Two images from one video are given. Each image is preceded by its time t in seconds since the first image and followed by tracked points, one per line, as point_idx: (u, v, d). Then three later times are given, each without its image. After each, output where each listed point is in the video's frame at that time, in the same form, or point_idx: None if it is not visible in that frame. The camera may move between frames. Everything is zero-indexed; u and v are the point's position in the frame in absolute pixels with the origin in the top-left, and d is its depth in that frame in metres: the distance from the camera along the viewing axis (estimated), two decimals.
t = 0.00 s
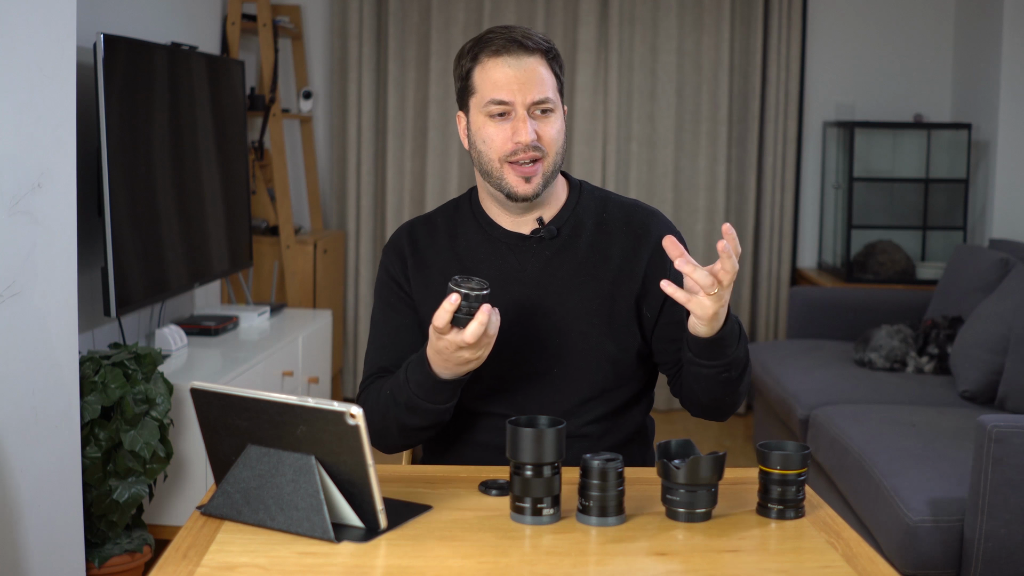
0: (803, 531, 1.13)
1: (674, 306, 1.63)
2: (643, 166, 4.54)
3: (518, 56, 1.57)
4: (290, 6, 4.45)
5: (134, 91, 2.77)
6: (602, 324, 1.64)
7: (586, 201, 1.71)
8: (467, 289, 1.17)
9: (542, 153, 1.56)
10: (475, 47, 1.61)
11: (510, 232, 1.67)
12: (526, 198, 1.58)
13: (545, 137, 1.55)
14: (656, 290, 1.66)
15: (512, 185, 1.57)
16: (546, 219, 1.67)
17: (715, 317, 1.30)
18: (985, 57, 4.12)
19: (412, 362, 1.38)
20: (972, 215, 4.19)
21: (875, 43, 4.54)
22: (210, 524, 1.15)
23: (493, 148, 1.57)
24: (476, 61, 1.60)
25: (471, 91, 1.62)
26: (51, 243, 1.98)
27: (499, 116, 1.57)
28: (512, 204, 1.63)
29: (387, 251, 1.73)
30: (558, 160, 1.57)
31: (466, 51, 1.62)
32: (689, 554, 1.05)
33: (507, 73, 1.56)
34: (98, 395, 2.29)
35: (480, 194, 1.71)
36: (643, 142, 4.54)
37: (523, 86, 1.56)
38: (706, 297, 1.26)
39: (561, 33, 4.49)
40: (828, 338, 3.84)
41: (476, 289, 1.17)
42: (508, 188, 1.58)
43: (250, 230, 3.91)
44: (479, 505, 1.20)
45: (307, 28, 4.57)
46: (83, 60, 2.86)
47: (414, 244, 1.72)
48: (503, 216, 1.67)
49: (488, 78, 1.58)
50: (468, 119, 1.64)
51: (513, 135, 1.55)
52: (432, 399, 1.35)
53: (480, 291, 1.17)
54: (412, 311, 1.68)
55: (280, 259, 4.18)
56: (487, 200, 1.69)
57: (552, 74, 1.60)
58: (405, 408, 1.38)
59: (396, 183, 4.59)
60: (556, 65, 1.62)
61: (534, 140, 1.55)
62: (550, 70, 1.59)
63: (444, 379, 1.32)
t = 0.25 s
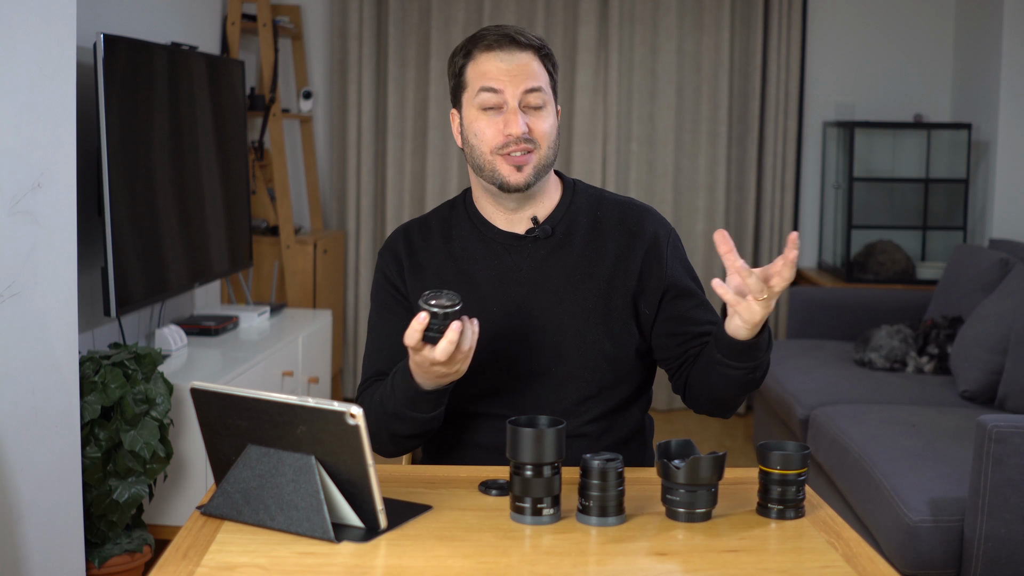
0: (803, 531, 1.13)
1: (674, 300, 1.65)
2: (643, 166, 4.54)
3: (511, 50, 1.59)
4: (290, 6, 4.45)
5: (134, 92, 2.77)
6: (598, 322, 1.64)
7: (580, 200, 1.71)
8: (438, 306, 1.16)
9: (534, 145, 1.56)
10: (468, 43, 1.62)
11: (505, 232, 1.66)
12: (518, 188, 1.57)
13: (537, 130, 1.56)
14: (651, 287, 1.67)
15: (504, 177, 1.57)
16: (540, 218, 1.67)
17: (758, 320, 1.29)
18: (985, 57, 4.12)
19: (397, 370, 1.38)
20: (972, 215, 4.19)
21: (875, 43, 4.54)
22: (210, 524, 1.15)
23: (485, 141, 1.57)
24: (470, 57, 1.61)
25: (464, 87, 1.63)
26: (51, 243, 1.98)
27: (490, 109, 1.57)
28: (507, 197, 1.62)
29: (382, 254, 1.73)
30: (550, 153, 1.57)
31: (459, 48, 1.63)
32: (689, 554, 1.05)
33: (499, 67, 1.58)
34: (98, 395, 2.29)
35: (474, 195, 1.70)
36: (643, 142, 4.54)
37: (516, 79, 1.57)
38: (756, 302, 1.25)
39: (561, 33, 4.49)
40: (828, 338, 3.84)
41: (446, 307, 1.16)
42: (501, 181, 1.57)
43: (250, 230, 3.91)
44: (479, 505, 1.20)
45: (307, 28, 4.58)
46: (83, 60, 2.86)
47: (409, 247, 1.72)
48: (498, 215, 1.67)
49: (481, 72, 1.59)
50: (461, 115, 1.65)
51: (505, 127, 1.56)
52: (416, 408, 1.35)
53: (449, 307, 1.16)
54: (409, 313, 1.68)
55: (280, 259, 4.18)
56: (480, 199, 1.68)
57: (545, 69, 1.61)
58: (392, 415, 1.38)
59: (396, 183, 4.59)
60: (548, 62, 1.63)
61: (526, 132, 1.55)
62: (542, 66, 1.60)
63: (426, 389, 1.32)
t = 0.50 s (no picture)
0: (803, 531, 1.13)
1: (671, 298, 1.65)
2: (643, 166, 4.54)
3: (506, 47, 1.60)
4: (290, 6, 4.45)
5: (134, 92, 2.77)
6: (593, 321, 1.64)
7: (572, 199, 1.72)
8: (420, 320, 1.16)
9: (527, 140, 1.56)
10: (464, 40, 1.64)
11: (498, 232, 1.66)
12: (511, 185, 1.57)
13: (531, 126, 1.56)
14: (645, 284, 1.67)
15: (497, 171, 1.56)
16: (533, 218, 1.67)
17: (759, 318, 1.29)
18: (985, 56, 4.12)
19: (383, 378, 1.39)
20: (972, 215, 4.19)
21: (875, 43, 4.54)
22: (210, 524, 1.15)
23: (478, 137, 1.58)
24: (465, 53, 1.63)
25: (459, 83, 1.64)
26: (51, 243, 1.98)
27: (485, 104, 1.59)
28: (500, 199, 1.62)
29: (376, 259, 1.73)
30: (543, 150, 1.58)
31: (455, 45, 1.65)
32: (689, 554, 1.05)
33: (495, 62, 1.59)
34: (98, 395, 2.29)
35: (467, 196, 1.70)
36: (643, 141, 4.54)
37: (511, 75, 1.58)
38: (758, 297, 1.25)
39: (561, 33, 4.49)
40: (828, 338, 3.84)
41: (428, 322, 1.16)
42: (494, 176, 1.57)
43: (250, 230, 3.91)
44: (479, 505, 1.20)
45: (307, 28, 4.58)
46: (83, 60, 2.86)
47: (403, 251, 1.72)
48: (491, 215, 1.67)
49: (476, 67, 1.60)
50: (455, 111, 1.66)
51: (499, 122, 1.57)
52: (402, 418, 1.36)
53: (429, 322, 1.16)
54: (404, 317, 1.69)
55: (280, 259, 4.18)
56: (473, 199, 1.68)
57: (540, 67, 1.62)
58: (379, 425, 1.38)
59: (396, 183, 4.59)
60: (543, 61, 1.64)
61: (520, 127, 1.56)
62: (536, 63, 1.62)
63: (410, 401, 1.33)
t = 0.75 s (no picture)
0: (803, 531, 1.13)
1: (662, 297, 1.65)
2: (643, 166, 4.55)
3: (500, 48, 1.60)
4: (290, 6, 4.45)
5: (134, 92, 2.77)
6: (589, 320, 1.64)
7: (569, 198, 1.71)
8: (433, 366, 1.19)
9: (521, 144, 1.58)
10: (458, 41, 1.63)
11: (494, 233, 1.66)
12: (506, 189, 1.58)
13: (525, 128, 1.58)
14: (641, 283, 1.67)
15: (491, 175, 1.58)
16: (529, 218, 1.66)
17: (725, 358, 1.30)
18: (985, 56, 4.12)
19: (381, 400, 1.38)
20: (972, 214, 4.19)
21: (875, 43, 4.54)
22: (210, 524, 1.15)
23: (472, 139, 1.59)
24: (459, 54, 1.62)
25: (453, 84, 1.64)
26: (51, 243, 1.98)
27: (479, 107, 1.60)
28: (496, 199, 1.62)
29: (372, 259, 1.72)
30: (537, 151, 1.59)
31: (449, 45, 1.64)
32: (689, 554, 1.05)
33: (488, 64, 1.59)
34: (98, 395, 2.29)
35: (462, 196, 1.70)
36: (643, 141, 4.54)
37: (505, 78, 1.58)
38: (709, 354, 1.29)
39: (561, 33, 4.49)
40: (828, 338, 3.83)
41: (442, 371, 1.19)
42: (487, 178, 1.58)
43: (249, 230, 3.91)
44: (480, 505, 1.20)
45: (307, 28, 4.58)
46: (83, 60, 2.86)
47: (399, 251, 1.71)
48: (486, 216, 1.66)
49: (469, 69, 1.60)
50: (451, 111, 1.66)
51: (494, 124, 1.58)
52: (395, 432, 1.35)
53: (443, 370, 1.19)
54: (401, 317, 1.68)
55: (280, 259, 4.18)
56: (469, 199, 1.68)
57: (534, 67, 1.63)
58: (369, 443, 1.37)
59: (396, 183, 4.59)
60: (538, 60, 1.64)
61: (513, 130, 1.57)
62: (531, 63, 1.62)
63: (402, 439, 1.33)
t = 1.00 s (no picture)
0: (803, 531, 1.13)
1: (656, 301, 1.64)
2: (643, 166, 4.55)
3: (496, 53, 1.56)
4: (290, 6, 4.45)
5: (134, 91, 2.77)
6: (589, 322, 1.65)
7: (570, 200, 1.71)
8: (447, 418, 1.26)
9: (515, 152, 1.55)
10: (456, 42, 1.59)
11: (496, 234, 1.66)
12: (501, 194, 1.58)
13: (519, 137, 1.54)
14: (638, 285, 1.66)
15: (486, 181, 1.57)
16: (530, 220, 1.66)
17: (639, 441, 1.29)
18: (985, 56, 4.12)
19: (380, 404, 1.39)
20: (972, 214, 4.19)
21: (875, 43, 4.54)
22: (210, 524, 1.15)
23: (466, 147, 1.55)
24: (456, 57, 1.58)
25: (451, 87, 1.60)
26: (51, 243, 1.98)
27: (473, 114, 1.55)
28: (494, 204, 1.63)
29: (373, 258, 1.72)
30: (532, 159, 1.56)
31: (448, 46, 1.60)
32: (689, 554, 1.05)
33: (484, 71, 1.55)
34: (98, 395, 2.29)
35: (464, 197, 1.70)
36: (643, 141, 4.54)
37: (500, 85, 1.54)
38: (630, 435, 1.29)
39: (561, 33, 4.49)
40: (828, 338, 3.83)
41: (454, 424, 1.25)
42: (484, 185, 1.57)
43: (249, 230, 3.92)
44: (480, 505, 1.20)
45: (307, 28, 4.58)
46: (83, 60, 2.86)
47: (400, 251, 1.71)
48: (487, 217, 1.66)
49: (465, 74, 1.56)
50: (448, 114, 1.62)
51: (486, 133, 1.53)
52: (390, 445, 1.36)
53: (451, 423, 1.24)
54: (401, 317, 1.68)
55: (280, 259, 4.18)
56: (470, 200, 1.68)
57: (532, 71, 1.57)
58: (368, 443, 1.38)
59: (396, 183, 4.59)
60: (537, 62, 1.59)
61: (507, 139, 1.54)
62: (528, 68, 1.56)
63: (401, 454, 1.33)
